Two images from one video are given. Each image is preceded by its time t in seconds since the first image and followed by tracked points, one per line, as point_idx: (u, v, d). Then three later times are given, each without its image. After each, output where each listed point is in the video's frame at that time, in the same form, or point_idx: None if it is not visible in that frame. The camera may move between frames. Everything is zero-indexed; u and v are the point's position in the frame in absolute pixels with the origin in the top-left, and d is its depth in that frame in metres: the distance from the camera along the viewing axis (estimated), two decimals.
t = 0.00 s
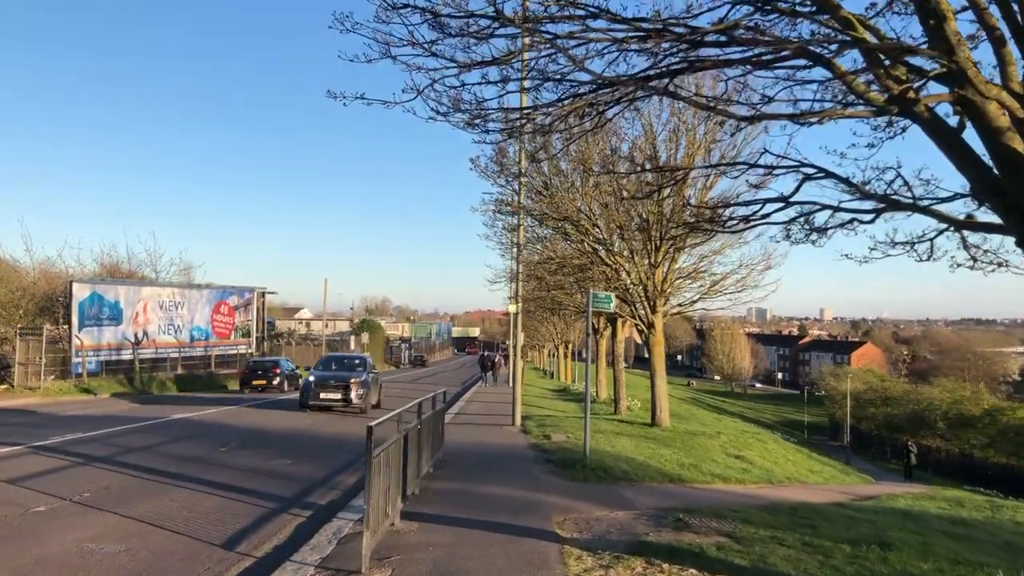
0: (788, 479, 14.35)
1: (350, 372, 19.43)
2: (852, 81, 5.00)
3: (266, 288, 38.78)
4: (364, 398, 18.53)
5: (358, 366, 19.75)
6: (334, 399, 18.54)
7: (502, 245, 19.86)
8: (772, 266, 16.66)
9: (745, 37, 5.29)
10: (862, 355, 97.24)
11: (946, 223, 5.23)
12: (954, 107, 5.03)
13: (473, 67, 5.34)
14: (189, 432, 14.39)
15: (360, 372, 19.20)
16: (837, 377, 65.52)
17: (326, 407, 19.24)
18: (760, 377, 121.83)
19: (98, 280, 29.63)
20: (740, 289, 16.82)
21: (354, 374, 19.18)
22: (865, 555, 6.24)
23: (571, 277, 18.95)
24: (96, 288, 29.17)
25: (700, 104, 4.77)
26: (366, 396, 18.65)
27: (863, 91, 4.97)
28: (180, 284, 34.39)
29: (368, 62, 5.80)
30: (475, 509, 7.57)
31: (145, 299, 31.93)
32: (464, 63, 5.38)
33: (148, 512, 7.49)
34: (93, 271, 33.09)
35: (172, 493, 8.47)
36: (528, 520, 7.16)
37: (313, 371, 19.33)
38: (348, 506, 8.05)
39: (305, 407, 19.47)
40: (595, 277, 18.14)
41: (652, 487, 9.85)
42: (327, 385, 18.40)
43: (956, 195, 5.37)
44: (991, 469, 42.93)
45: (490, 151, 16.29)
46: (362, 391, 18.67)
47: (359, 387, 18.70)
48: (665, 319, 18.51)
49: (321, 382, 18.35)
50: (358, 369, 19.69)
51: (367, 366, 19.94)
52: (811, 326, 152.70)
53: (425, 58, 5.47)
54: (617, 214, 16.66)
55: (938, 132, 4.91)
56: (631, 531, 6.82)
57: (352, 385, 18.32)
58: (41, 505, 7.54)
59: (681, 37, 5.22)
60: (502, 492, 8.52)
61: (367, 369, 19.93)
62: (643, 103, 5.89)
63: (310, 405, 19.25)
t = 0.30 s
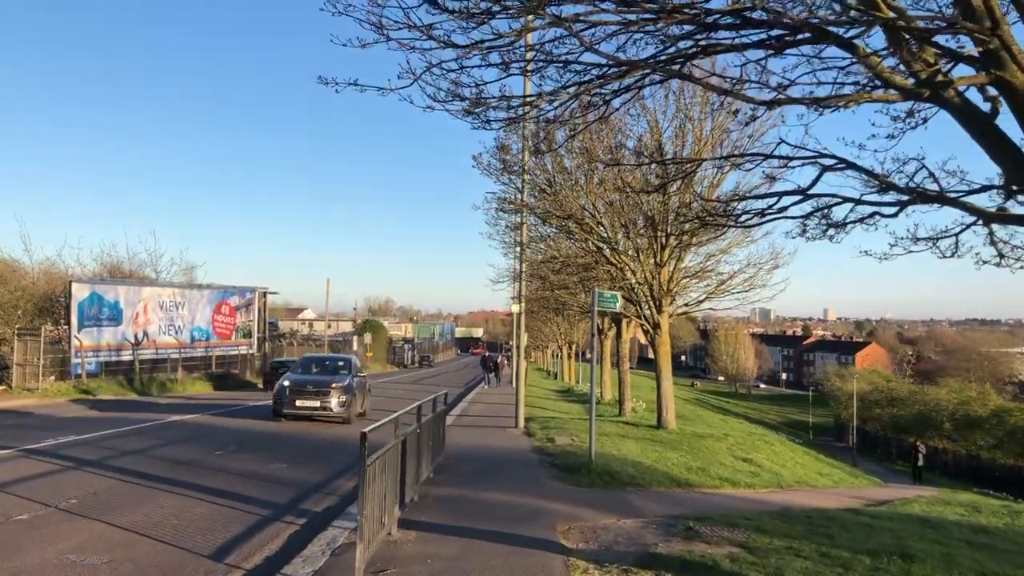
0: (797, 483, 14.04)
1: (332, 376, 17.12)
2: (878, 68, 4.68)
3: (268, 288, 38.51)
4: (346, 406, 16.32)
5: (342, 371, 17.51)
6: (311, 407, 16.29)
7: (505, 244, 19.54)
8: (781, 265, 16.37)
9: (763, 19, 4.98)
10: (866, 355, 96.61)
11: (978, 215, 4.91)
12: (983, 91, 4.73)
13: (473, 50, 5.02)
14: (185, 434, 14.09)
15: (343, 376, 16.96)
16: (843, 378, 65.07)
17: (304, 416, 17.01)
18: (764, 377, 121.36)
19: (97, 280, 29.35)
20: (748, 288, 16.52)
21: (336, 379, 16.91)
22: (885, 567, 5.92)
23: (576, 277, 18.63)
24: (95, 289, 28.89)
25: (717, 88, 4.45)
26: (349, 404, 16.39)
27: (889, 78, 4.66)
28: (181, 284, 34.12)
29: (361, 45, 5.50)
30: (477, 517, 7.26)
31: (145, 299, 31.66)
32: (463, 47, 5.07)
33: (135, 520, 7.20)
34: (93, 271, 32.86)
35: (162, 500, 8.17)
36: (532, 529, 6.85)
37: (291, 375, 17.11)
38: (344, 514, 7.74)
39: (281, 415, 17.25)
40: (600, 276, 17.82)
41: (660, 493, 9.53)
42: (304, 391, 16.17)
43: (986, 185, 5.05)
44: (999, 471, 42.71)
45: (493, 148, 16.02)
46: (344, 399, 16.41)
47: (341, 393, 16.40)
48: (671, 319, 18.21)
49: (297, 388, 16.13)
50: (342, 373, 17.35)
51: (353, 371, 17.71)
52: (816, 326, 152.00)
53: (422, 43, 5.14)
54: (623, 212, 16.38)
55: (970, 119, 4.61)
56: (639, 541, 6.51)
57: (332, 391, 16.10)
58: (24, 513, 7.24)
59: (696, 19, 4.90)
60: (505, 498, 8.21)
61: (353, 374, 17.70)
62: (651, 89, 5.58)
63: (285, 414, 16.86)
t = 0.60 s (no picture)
0: (803, 484, 13.75)
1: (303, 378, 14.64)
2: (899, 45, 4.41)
3: (267, 287, 38.22)
4: (317, 415, 13.90)
5: (316, 372, 15.06)
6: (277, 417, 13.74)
7: (505, 241, 19.25)
8: (787, 261, 16.07)
9: None
10: (869, 354, 96.12)
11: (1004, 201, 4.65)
12: (1010, 68, 4.47)
13: (469, 27, 4.75)
14: (178, 435, 13.79)
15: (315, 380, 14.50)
16: (846, 378, 64.73)
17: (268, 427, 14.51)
18: (767, 377, 120.98)
19: (94, 279, 29.08)
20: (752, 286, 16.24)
21: (306, 383, 14.45)
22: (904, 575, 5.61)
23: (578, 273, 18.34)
24: (92, 288, 28.61)
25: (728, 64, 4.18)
26: (320, 413, 13.96)
27: (911, 55, 4.39)
28: (179, 283, 33.84)
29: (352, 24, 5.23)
30: (475, 521, 6.96)
31: (143, 298, 31.39)
32: (459, 24, 4.79)
33: (117, 525, 6.91)
34: (91, 269, 32.61)
35: (148, 503, 7.89)
36: (532, 534, 6.55)
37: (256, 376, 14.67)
38: (336, 518, 7.44)
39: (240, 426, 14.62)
40: (602, 273, 17.55)
41: (665, 495, 9.22)
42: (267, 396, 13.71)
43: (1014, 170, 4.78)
44: (1003, 471, 42.37)
45: (492, 143, 15.78)
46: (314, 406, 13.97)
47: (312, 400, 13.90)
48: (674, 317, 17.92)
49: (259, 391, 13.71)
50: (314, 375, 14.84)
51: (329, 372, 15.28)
52: (818, 326, 151.36)
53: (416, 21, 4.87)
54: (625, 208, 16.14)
55: (998, 98, 4.33)
56: (644, 547, 6.22)
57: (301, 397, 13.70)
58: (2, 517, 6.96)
59: None
60: (505, 501, 7.92)
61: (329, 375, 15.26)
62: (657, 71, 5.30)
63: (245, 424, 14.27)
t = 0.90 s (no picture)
0: (810, 487, 13.49)
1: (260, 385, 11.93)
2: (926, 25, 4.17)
3: (266, 286, 37.94)
4: (276, 429, 11.22)
5: (279, 376, 12.32)
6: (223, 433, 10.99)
7: (505, 240, 18.95)
8: (792, 259, 15.79)
9: None
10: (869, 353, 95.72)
11: None
12: None
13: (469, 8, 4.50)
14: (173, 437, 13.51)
15: (275, 386, 11.75)
16: (847, 377, 64.44)
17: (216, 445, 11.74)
18: (767, 376, 120.74)
19: (91, 278, 28.77)
20: (757, 285, 15.95)
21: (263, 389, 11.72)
22: None
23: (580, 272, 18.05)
24: (89, 286, 28.31)
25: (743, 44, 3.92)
26: (280, 426, 11.22)
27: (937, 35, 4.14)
28: (177, 282, 33.54)
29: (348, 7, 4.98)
30: (474, 529, 6.68)
31: (140, 297, 31.10)
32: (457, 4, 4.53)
33: (101, 533, 6.65)
34: (88, 268, 32.32)
35: (137, 510, 7.61)
36: (534, 543, 6.28)
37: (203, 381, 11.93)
38: (331, 525, 7.16)
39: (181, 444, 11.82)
40: (604, 272, 17.26)
41: (671, 501, 8.95)
42: (213, 407, 10.99)
43: None
44: (1006, 471, 42.07)
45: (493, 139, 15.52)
46: (272, 418, 11.20)
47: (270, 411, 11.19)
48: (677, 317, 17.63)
49: (203, 401, 10.98)
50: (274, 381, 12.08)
51: (294, 376, 12.52)
52: (818, 325, 151.09)
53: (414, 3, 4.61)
54: (628, 206, 15.89)
55: None
56: (652, 557, 5.95)
57: (255, 408, 11.00)
58: None
59: None
60: (506, 508, 7.64)
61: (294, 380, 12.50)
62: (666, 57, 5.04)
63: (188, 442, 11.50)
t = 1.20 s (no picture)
0: (818, 484, 13.19)
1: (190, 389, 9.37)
2: None
3: (264, 281, 37.62)
4: (206, 445, 8.68)
5: (219, 377, 9.80)
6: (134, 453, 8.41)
7: (506, 232, 18.61)
8: (800, 252, 15.48)
9: None
10: (870, 348, 95.38)
11: None
12: None
13: None
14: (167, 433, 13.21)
15: (211, 390, 9.25)
16: (848, 372, 64.13)
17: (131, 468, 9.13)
18: (768, 371, 120.45)
19: (87, 272, 28.45)
20: (763, 278, 15.64)
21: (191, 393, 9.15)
22: None
23: (582, 265, 17.71)
24: (85, 281, 27.99)
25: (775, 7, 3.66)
26: (211, 441, 8.72)
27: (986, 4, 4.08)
28: (174, 277, 33.23)
29: None
30: (477, 531, 6.37)
31: (137, 292, 30.79)
32: None
33: (85, 535, 6.35)
34: (84, 263, 32.00)
35: (125, 509, 7.31)
36: (539, 546, 5.97)
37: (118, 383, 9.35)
38: (326, 527, 6.85)
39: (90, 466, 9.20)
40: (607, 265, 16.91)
41: (680, 500, 8.63)
42: (123, 418, 8.47)
43: None
44: (1009, 467, 41.79)
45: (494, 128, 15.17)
46: (201, 431, 8.69)
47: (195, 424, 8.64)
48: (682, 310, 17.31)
49: (112, 411, 8.49)
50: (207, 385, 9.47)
51: (239, 378, 10.00)
52: (818, 321, 150.82)
53: None
54: (632, 197, 15.57)
55: None
56: (664, 560, 5.63)
57: (179, 418, 8.53)
58: None
59: None
60: (510, 508, 7.33)
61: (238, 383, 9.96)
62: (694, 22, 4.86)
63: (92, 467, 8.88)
